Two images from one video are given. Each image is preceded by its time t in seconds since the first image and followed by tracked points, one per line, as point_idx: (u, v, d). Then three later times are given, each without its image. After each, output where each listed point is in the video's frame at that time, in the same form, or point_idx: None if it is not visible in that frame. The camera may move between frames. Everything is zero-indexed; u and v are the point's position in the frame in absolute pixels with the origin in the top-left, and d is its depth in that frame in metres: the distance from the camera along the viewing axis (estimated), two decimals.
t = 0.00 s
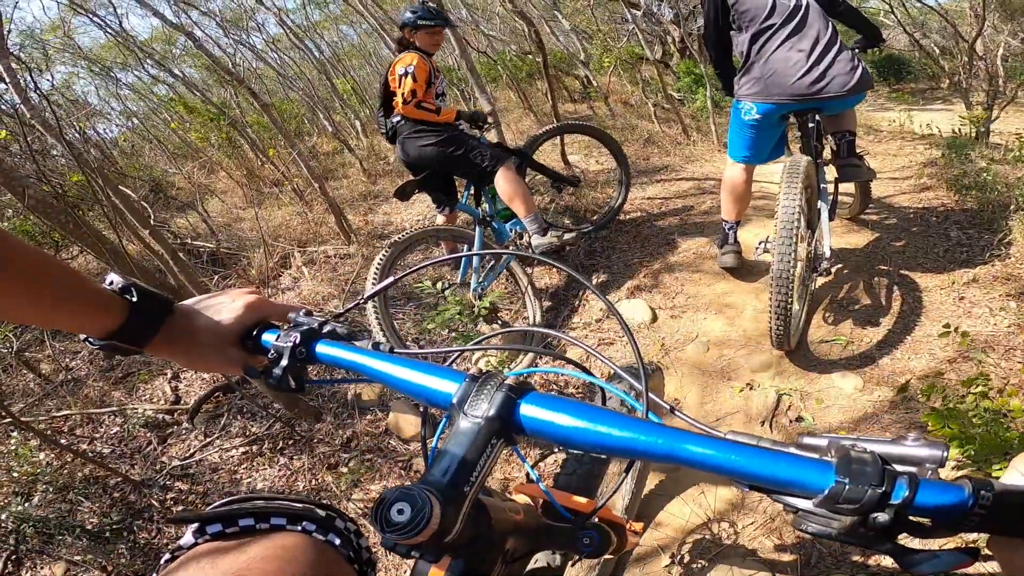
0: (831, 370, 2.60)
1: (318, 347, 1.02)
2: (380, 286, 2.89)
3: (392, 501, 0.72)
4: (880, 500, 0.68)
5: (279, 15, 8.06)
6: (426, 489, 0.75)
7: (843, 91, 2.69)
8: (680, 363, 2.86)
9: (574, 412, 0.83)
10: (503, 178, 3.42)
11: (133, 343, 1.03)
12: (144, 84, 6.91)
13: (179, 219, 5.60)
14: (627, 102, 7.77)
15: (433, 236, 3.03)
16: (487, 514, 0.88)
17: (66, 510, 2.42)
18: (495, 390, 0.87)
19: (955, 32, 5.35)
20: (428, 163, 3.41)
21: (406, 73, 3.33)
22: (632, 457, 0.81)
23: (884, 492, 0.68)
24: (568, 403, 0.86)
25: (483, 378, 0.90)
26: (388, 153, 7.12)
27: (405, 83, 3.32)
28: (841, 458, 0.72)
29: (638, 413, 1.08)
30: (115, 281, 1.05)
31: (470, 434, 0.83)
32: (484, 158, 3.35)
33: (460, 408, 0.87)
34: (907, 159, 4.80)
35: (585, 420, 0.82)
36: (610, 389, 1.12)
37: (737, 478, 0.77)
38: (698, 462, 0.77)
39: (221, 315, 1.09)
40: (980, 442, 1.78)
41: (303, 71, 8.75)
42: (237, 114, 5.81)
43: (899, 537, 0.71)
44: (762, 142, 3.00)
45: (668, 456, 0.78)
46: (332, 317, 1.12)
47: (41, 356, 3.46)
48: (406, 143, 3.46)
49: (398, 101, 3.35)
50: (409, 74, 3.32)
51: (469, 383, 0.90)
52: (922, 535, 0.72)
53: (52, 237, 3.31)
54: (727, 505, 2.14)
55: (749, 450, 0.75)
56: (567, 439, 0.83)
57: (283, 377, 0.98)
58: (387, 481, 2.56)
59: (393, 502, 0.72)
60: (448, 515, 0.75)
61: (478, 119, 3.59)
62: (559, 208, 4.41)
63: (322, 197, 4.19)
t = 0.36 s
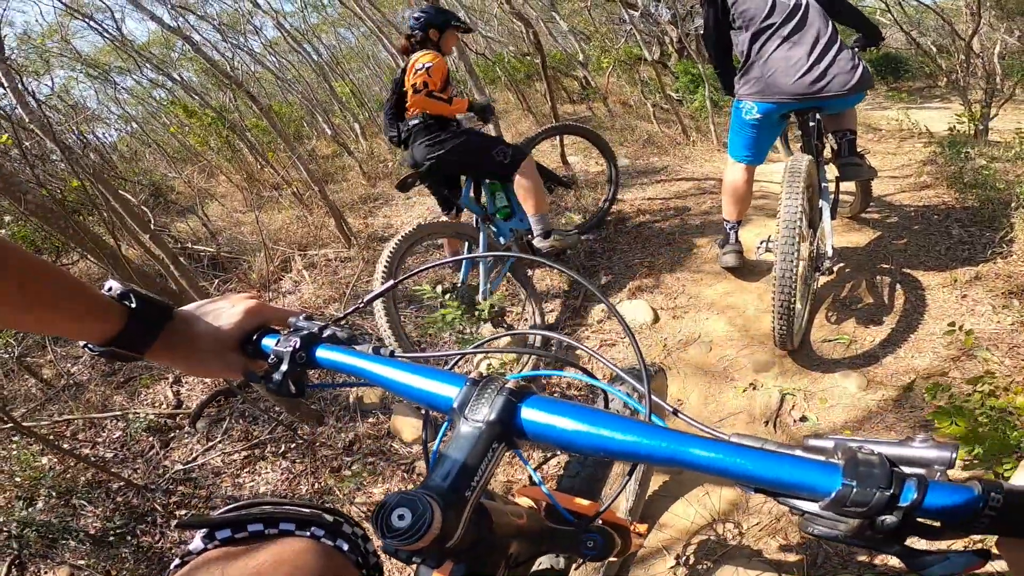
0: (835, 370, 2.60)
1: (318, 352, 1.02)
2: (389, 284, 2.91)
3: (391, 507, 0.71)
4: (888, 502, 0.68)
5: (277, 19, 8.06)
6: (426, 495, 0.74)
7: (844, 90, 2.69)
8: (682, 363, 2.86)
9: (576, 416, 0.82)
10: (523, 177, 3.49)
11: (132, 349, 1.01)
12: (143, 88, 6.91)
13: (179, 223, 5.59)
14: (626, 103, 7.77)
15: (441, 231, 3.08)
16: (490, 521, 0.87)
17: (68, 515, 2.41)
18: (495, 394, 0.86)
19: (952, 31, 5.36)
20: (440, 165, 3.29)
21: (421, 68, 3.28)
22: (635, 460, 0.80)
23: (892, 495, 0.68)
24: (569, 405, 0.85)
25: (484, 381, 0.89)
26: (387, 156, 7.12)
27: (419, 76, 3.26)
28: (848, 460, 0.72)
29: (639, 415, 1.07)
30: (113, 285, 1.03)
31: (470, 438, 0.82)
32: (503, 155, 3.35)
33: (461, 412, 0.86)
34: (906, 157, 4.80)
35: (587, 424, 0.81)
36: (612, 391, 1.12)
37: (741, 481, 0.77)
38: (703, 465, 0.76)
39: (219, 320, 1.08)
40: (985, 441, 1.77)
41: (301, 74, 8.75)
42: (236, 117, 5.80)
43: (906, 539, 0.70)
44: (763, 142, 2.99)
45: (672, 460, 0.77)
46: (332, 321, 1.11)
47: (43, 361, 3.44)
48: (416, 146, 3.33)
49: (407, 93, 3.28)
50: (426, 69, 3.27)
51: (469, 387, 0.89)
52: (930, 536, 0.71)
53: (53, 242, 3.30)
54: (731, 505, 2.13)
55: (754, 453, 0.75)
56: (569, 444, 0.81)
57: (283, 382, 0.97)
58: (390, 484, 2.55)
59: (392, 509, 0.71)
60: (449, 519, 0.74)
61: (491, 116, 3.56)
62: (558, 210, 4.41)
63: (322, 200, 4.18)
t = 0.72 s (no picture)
0: (835, 368, 2.59)
1: (321, 358, 1.02)
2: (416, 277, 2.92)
3: (401, 518, 0.70)
4: (907, 508, 0.70)
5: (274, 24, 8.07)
6: (436, 504, 0.74)
7: (838, 88, 2.69)
8: (683, 363, 2.86)
9: (585, 423, 0.82)
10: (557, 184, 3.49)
11: (128, 355, 1.01)
12: (142, 93, 6.92)
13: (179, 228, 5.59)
14: (623, 103, 7.77)
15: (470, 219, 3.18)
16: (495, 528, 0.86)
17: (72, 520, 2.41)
18: (503, 401, 0.86)
19: (947, 27, 5.36)
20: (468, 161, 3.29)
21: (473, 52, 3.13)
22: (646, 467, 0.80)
23: (911, 501, 0.70)
24: (577, 413, 0.86)
25: (492, 389, 0.89)
26: (386, 159, 7.13)
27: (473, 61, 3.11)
28: (865, 466, 0.73)
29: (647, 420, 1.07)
30: (110, 291, 1.04)
31: (478, 446, 0.83)
32: (545, 161, 3.40)
33: (469, 420, 0.86)
34: (904, 154, 4.80)
35: (597, 431, 0.81)
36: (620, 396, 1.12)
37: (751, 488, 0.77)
38: (713, 472, 0.76)
39: (219, 326, 1.09)
40: (985, 438, 1.77)
41: (299, 79, 8.75)
42: (234, 122, 5.81)
43: (924, 544, 0.72)
44: (759, 140, 3.01)
45: (682, 467, 0.77)
46: (332, 326, 1.11)
47: (46, 367, 3.45)
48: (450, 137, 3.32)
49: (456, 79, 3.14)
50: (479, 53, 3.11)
51: (477, 395, 0.89)
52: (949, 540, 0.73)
53: (53, 248, 3.30)
54: (733, 504, 2.13)
55: (764, 459, 0.75)
56: (579, 451, 0.82)
57: (284, 389, 0.98)
58: (391, 486, 2.55)
59: (402, 519, 0.70)
60: (459, 528, 0.74)
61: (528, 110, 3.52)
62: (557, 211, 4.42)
63: (322, 204, 4.19)
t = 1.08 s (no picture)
0: (834, 365, 2.59)
1: (322, 367, 1.00)
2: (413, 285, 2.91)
3: (409, 534, 0.64)
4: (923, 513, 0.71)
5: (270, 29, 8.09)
6: (445, 519, 0.68)
7: (829, 84, 2.69)
8: (682, 361, 2.85)
9: (599, 433, 0.76)
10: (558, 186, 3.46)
11: (126, 366, 1.02)
12: (140, 101, 6.93)
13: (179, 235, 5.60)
14: (619, 102, 7.77)
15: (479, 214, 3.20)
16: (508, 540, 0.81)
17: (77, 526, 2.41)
18: (511, 412, 0.80)
19: (941, 22, 5.37)
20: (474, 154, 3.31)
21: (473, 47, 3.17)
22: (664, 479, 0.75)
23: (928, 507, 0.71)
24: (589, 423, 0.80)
25: (499, 399, 0.83)
26: (384, 162, 7.13)
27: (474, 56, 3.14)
28: (886, 474, 0.73)
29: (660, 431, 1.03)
30: (102, 300, 1.04)
31: (486, 459, 0.77)
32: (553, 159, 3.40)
33: (475, 432, 0.81)
34: (901, 148, 4.79)
35: (616, 443, 0.76)
36: (630, 404, 1.12)
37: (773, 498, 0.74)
38: (740, 484, 0.71)
39: (214, 334, 1.07)
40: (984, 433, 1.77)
41: (295, 83, 8.76)
42: (232, 127, 5.82)
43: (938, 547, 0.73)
44: (751, 138, 3.01)
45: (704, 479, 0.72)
46: (332, 333, 1.10)
47: (49, 375, 3.46)
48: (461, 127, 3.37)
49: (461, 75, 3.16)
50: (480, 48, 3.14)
51: (484, 405, 0.83)
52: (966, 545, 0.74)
53: (54, 258, 3.31)
54: (734, 502, 2.13)
55: (787, 470, 0.72)
56: (596, 464, 0.76)
57: (284, 398, 0.96)
58: (392, 489, 2.55)
59: (411, 535, 0.64)
60: (471, 545, 0.68)
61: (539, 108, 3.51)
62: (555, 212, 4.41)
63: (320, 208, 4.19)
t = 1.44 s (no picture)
0: (830, 358, 2.61)
1: (317, 372, 1.02)
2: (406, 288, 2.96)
3: (413, 541, 0.65)
4: (928, 518, 0.73)
5: (262, 34, 8.08)
6: (447, 527, 0.68)
7: (807, 81, 2.71)
8: (679, 358, 2.87)
9: (600, 438, 0.77)
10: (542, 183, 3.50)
11: (119, 374, 1.02)
12: (134, 108, 6.93)
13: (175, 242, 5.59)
14: (613, 100, 7.78)
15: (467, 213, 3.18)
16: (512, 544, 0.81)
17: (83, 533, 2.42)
18: (512, 417, 0.80)
19: (930, 15, 5.39)
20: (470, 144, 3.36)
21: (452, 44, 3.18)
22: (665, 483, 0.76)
23: (933, 512, 0.72)
24: (590, 428, 0.80)
25: (500, 404, 0.83)
26: (379, 166, 7.13)
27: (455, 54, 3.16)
28: (889, 479, 0.74)
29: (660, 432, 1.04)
30: (96, 308, 1.04)
31: (488, 465, 0.76)
32: (539, 156, 3.40)
33: (476, 438, 0.80)
34: (893, 141, 4.81)
35: (617, 449, 0.75)
36: (629, 405, 1.12)
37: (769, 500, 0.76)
38: (742, 488, 0.73)
39: (210, 341, 1.09)
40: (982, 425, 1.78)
41: (289, 88, 8.76)
42: (226, 133, 5.82)
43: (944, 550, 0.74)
44: (743, 136, 2.97)
45: (705, 484, 0.73)
46: (329, 337, 1.11)
47: (51, 384, 3.47)
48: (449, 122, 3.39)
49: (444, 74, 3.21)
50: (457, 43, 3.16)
51: (485, 411, 0.83)
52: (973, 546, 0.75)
53: (52, 268, 3.31)
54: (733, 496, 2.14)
55: (785, 473, 0.74)
56: (596, 470, 0.76)
57: (285, 405, 0.97)
58: (393, 491, 2.56)
59: (414, 542, 0.65)
60: (474, 552, 0.68)
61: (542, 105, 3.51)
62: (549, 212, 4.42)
63: (316, 213, 4.20)
